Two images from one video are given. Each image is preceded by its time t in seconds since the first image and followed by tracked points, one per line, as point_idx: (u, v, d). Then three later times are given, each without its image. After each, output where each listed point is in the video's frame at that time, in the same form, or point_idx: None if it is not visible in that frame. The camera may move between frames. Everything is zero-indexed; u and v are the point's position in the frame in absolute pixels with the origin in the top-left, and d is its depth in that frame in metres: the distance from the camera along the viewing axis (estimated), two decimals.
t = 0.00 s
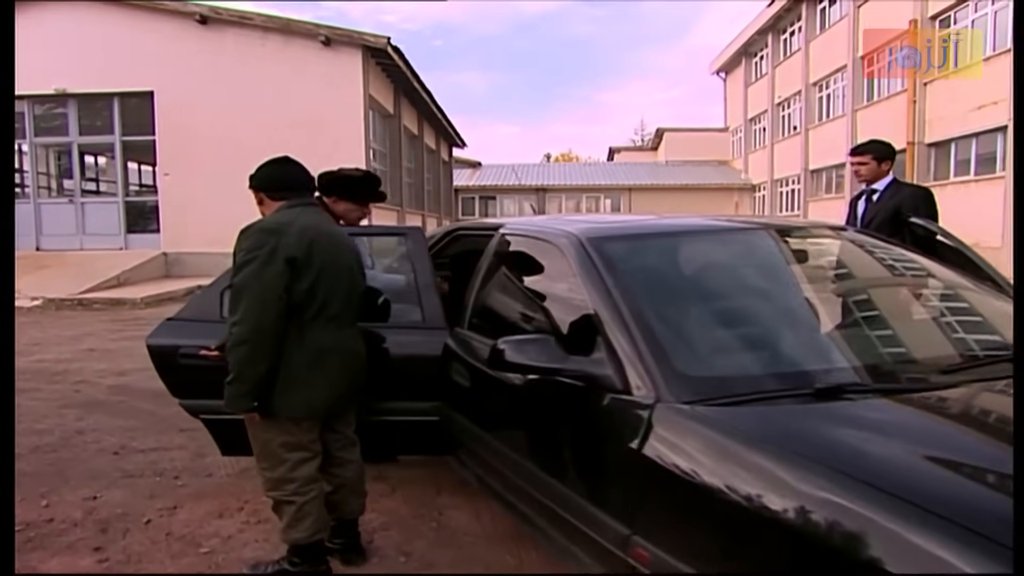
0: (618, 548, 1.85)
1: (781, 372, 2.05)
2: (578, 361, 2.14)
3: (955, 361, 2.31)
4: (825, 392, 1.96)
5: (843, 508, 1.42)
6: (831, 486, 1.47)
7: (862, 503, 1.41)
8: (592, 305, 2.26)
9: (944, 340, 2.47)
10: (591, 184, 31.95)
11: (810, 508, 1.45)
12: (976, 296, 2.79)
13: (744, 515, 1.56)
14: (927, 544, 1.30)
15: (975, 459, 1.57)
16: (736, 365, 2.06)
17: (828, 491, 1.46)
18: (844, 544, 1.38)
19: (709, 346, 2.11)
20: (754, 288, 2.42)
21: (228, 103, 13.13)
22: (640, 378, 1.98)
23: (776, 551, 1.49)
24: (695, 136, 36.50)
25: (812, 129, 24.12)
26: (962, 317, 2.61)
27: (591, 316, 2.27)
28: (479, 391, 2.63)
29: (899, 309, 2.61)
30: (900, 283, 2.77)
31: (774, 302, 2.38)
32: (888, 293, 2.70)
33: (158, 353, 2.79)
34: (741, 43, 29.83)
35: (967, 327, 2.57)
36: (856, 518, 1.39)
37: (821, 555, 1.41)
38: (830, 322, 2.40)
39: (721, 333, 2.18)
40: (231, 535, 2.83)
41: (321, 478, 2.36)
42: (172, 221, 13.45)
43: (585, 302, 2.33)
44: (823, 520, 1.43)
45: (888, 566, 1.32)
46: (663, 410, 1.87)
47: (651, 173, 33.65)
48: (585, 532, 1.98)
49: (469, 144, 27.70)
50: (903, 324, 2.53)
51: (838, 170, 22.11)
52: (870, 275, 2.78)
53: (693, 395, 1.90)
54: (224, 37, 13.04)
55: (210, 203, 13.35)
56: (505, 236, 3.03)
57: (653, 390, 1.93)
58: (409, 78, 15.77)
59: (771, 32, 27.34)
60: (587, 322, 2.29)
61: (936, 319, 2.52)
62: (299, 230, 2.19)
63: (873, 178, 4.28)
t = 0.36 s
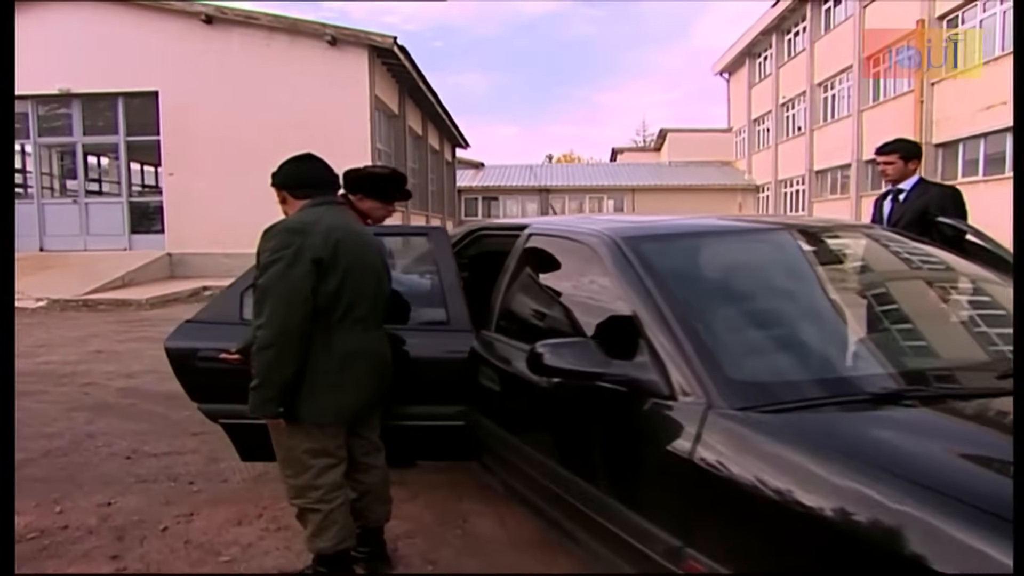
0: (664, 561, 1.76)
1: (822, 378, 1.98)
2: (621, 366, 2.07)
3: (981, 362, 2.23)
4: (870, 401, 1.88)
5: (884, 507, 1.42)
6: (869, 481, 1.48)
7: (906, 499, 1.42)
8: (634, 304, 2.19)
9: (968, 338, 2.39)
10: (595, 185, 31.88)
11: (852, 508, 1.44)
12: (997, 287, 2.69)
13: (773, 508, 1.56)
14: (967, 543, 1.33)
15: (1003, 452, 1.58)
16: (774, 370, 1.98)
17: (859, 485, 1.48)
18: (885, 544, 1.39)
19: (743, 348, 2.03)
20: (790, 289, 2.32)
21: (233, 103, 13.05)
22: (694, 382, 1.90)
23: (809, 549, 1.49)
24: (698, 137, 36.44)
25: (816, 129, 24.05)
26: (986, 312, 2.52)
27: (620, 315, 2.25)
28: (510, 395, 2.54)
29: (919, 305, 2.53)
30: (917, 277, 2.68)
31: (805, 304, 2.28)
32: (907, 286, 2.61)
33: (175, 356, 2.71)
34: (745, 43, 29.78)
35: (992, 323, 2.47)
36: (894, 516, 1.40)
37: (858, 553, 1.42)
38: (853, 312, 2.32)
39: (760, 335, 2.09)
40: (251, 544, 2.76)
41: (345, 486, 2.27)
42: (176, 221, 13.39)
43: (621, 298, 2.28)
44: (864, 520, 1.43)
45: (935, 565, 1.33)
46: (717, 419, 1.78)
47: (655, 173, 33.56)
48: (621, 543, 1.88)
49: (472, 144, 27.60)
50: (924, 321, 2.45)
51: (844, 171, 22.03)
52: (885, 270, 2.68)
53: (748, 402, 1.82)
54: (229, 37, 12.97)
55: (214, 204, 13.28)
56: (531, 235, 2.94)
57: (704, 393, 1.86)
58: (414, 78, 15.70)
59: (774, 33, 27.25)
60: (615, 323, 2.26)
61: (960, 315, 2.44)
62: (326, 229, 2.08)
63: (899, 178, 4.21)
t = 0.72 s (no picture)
0: None
1: (872, 385, 1.88)
2: (673, 371, 1.98)
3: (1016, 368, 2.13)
4: (922, 409, 1.80)
5: (928, 504, 1.41)
6: (909, 474, 1.47)
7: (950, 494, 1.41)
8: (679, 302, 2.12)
9: (999, 339, 2.31)
10: (599, 186, 31.81)
11: (886, 504, 1.45)
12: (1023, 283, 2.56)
13: (809, 504, 1.57)
14: (1020, 539, 1.31)
15: None
16: (823, 375, 1.89)
17: (904, 481, 1.46)
18: (931, 539, 1.38)
19: (789, 350, 1.95)
20: (832, 293, 2.23)
21: (239, 103, 12.99)
22: (751, 388, 1.81)
23: (854, 549, 1.48)
24: (703, 138, 36.36)
25: (823, 130, 23.96)
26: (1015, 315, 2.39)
27: (653, 317, 2.25)
28: (546, 400, 2.46)
29: (942, 299, 2.43)
30: (936, 266, 2.56)
31: (844, 305, 2.20)
32: (929, 277, 2.50)
33: (198, 359, 2.64)
34: (750, 44, 29.69)
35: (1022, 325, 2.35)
36: (944, 516, 1.39)
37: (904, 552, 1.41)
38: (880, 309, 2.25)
39: (806, 338, 2.01)
40: (275, 552, 2.67)
41: (377, 493, 2.19)
42: (182, 222, 13.32)
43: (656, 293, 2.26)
44: (904, 518, 1.42)
45: (985, 562, 1.32)
46: (776, 430, 1.70)
47: (660, 174, 33.48)
48: (677, 556, 1.83)
49: (477, 145, 27.48)
50: (948, 317, 2.36)
51: (850, 171, 21.94)
52: (906, 260, 2.55)
53: (808, 409, 1.74)
54: (236, 36, 12.91)
55: (220, 205, 13.22)
56: (562, 235, 2.85)
57: (762, 397, 1.78)
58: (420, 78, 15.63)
59: (780, 33, 27.18)
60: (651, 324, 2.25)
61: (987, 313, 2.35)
62: (359, 229, 2.00)
63: (928, 178, 4.13)
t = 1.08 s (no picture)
0: None
1: (916, 387, 1.82)
2: (716, 374, 1.92)
3: None
4: (974, 413, 1.73)
5: (953, 495, 1.42)
6: (935, 466, 1.48)
7: (973, 484, 1.42)
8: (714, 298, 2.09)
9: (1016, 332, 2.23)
10: (597, 185, 31.78)
11: (908, 493, 1.46)
12: None
13: (830, 494, 1.58)
14: None
15: None
16: (868, 377, 1.83)
17: (938, 474, 1.46)
18: (960, 529, 1.38)
19: (834, 352, 1.89)
20: (866, 293, 2.18)
21: (238, 101, 12.89)
22: (798, 389, 1.76)
23: (882, 542, 1.48)
24: (701, 138, 36.36)
25: (821, 130, 23.97)
26: None
27: (676, 317, 2.26)
28: (575, 404, 2.39)
29: (956, 292, 2.37)
30: (948, 258, 2.50)
31: (881, 305, 2.14)
32: (942, 268, 2.43)
33: (213, 361, 2.56)
34: (748, 44, 29.71)
35: None
36: (975, 509, 1.39)
37: (936, 541, 1.40)
38: (900, 310, 2.16)
39: (847, 338, 1.95)
40: (292, 559, 2.60)
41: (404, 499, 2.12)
42: (180, 222, 13.21)
43: (658, 291, 2.37)
44: (927, 508, 1.43)
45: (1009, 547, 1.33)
46: (830, 440, 1.63)
47: (658, 173, 33.46)
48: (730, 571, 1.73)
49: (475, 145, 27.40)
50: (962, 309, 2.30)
51: (849, 171, 21.95)
52: (916, 251, 2.49)
53: (863, 413, 1.68)
54: (234, 34, 12.81)
55: (218, 204, 13.12)
56: (586, 233, 2.78)
57: (813, 400, 1.73)
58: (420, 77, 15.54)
59: (778, 33, 27.18)
60: (671, 322, 2.28)
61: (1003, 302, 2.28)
62: (389, 226, 1.93)
63: (948, 177, 4.07)
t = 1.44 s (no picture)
0: None
1: (960, 391, 1.76)
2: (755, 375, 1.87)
3: None
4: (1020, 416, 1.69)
5: (964, 482, 1.46)
6: (952, 455, 1.51)
7: (985, 471, 1.46)
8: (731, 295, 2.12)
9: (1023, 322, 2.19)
10: (590, 185, 31.73)
11: (924, 481, 1.49)
12: None
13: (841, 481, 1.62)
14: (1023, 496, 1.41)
15: None
16: (908, 380, 1.78)
17: (956, 463, 1.49)
18: (972, 513, 1.43)
19: (873, 353, 1.84)
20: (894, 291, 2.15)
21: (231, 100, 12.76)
22: (843, 391, 1.72)
23: (896, 530, 1.52)
24: (693, 138, 36.37)
25: (814, 130, 24.02)
26: None
27: (693, 315, 2.27)
28: (600, 407, 2.33)
29: (962, 284, 2.33)
30: (953, 249, 2.46)
31: (912, 304, 2.11)
32: (947, 259, 2.39)
33: (224, 362, 2.48)
34: (740, 44, 29.76)
35: None
36: (986, 496, 1.43)
37: (955, 528, 1.44)
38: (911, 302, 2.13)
39: (887, 340, 1.90)
40: (305, 567, 2.51)
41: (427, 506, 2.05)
42: (173, 221, 13.07)
43: (649, 287, 2.46)
44: (943, 493, 1.47)
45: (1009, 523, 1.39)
46: (882, 447, 1.58)
47: (650, 173, 33.44)
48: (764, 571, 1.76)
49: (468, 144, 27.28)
50: (970, 301, 2.26)
51: (842, 172, 21.99)
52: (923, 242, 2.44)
53: (915, 417, 1.64)
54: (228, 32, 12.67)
55: (211, 204, 12.99)
56: (606, 231, 2.71)
57: (861, 403, 1.69)
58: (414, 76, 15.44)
59: (771, 33, 27.20)
60: (690, 321, 2.28)
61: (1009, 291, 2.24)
62: (414, 224, 1.87)
63: (960, 177, 4.01)
